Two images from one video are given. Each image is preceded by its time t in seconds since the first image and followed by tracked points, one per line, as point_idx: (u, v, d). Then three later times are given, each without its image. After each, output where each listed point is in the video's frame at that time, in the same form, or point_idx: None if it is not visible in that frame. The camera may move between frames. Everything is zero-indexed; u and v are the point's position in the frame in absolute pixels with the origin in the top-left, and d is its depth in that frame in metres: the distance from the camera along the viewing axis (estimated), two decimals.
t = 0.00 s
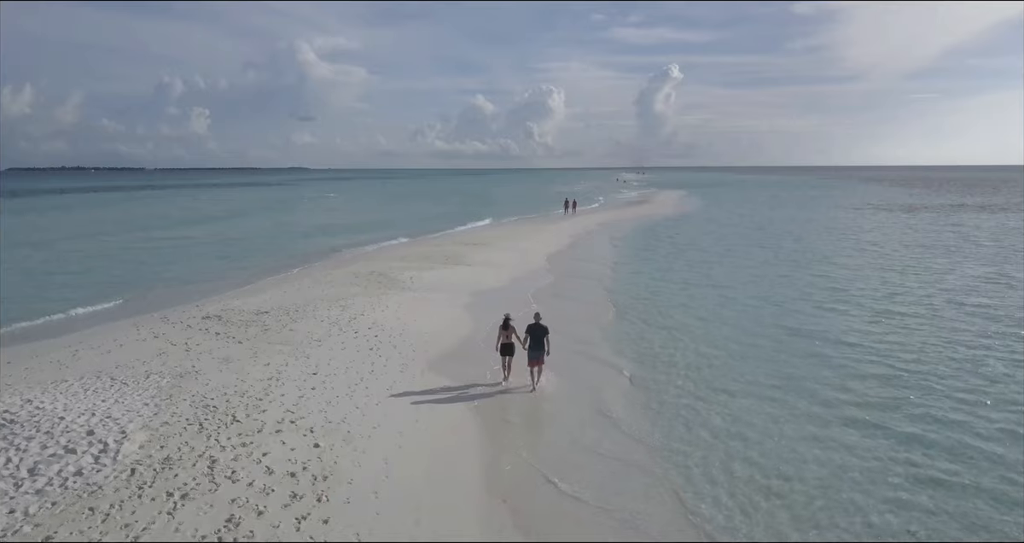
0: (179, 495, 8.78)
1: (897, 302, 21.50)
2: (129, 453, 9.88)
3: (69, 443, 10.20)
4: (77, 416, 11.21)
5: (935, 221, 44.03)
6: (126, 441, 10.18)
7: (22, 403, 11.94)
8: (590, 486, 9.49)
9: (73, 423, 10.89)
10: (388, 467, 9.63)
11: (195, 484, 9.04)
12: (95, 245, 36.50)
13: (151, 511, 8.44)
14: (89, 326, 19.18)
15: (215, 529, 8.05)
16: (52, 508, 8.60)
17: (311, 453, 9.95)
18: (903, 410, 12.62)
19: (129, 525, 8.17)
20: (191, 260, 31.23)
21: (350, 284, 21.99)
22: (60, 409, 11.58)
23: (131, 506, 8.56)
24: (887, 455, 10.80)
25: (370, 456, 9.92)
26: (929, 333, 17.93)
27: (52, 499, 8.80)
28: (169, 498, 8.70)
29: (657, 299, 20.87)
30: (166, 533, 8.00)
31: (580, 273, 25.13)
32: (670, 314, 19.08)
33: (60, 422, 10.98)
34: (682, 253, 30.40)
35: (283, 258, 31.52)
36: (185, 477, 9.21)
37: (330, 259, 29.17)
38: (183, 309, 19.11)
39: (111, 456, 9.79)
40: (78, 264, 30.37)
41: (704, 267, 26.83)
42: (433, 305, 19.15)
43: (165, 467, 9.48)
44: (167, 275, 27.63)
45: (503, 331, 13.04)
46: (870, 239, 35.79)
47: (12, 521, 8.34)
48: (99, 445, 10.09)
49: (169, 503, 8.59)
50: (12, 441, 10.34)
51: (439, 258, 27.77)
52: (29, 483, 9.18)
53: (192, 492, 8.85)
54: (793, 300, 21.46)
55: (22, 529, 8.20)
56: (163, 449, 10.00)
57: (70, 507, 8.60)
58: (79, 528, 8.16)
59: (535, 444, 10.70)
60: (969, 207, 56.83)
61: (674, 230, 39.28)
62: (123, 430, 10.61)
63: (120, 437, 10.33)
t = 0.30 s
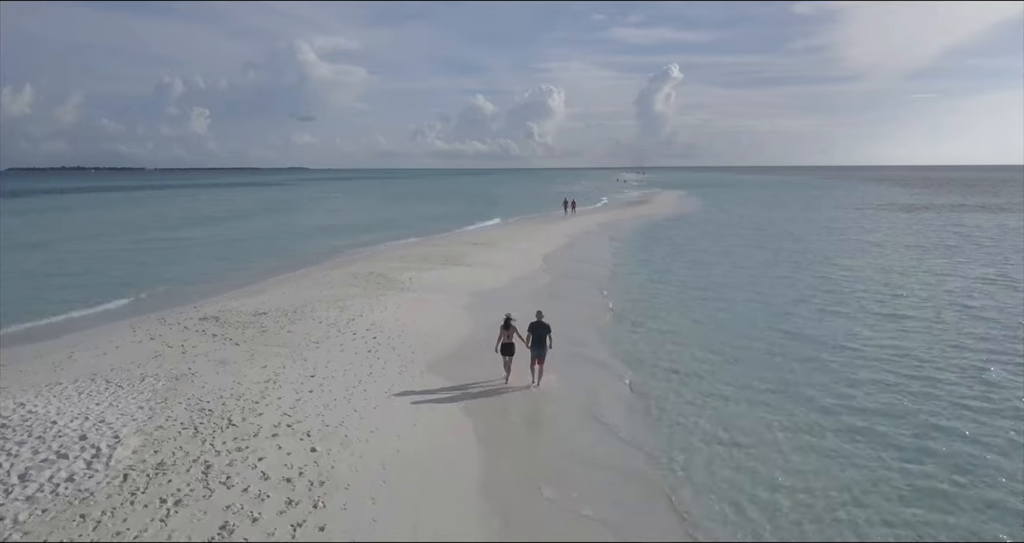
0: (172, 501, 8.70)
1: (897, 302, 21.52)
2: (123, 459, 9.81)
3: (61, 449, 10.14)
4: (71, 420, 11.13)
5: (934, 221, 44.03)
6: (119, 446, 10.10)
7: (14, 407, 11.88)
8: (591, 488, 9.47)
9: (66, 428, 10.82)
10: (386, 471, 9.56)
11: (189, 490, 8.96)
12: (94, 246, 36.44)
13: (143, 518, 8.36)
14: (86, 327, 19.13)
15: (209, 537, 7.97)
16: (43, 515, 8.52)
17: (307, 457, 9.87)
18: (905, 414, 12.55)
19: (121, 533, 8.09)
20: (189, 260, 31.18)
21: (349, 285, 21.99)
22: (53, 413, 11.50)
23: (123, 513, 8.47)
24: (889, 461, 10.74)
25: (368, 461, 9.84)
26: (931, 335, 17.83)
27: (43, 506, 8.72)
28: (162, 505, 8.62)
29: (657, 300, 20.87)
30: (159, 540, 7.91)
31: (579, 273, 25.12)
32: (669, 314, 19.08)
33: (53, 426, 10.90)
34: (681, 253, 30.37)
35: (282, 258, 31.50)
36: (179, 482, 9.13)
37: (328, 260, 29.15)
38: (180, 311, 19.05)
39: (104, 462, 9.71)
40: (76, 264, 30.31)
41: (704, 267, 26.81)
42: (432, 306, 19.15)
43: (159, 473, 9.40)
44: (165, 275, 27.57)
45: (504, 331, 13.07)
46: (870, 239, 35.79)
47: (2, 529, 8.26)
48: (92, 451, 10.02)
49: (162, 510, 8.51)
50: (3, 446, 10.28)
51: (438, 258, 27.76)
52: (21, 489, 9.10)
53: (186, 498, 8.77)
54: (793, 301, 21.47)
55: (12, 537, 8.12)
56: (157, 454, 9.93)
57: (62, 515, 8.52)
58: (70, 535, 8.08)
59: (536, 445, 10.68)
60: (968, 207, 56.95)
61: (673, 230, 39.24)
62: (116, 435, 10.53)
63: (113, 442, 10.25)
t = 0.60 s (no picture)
0: (165, 509, 8.62)
1: (896, 302, 21.54)
2: (116, 465, 9.75)
3: (53, 455, 10.07)
4: (64, 425, 11.07)
5: (935, 222, 44.04)
6: (112, 452, 10.05)
7: (8, 411, 11.82)
8: (591, 488, 9.42)
9: (59, 433, 10.77)
10: (384, 476, 9.49)
11: (183, 497, 8.89)
12: (92, 246, 36.39)
13: (135, 526, 8.28)
14: (84, 329, 19.09)
15: None
16: (33, 523, 8.45)
17: (304, 463, 9.80)
18: (907, 413, 12.52)
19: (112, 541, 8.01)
20: (188, 262, 31.16)
21: (349, 285, 21.98)
22: (46, 417, 11.45)
23: (115, 521, 8.39)
24: (893, 461, 10.64)
25: (365, 466, 9.77)
26: (934, 336, 17.71)
27: (34, 513, 8.66)
28: (155, 513, 8.54)
29: (657, 299, 20.88)
30: None
31: (578, 273, 25.13)
32: (669, 314, 19.08)
33: (46, 432, 10.85)
34: (681, 253, 30.37)
35: (280, 259, 31.39)
36: (172, 489, 9.06)
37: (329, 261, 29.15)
38: (177, 312, 19.00)
39: (96, 468, 9.64)
40: (74, 265, 30.26)
41: (704, 267, 26.81)
42: (432, 307, 19.12)
43: (152, 479, 9.33)
44: (164, 276, 27.53)
45: (505, 331, 13.05)
46: (870, 239, 35.81)
47: None
48: (85, 456, 9.95)
49: (155, 517, 8.44)
50: None
51: (437, 259, 27.75)
52: (12, 496, 9.04)
53: (179, 505, 8.70)
54: (794, 301, 21.48)
55: None
56: (151, 460, 9.87)
57: (53, 522, 8.45)
58: None
59: (537, 446, 10.64)
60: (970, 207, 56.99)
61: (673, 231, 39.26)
62: (110, 440, 10.48)
63: (106, 447, 10.20)
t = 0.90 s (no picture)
0: (157, 519, 8.54)
1: (897, 301, 21.53)
2: (108, 472, 9.67)
3: (44, 462, 10.00)
4: (56, 432, 10.99)
5: (934, 222, 44.07)
6: (104, 460, 9.96)
7: None
8: (591, 493, 9.36)
9: (50, 440, 10.68)
10: (381, 483, 9.41)
11: (175, 506, 8.81)
12: (91, 246, 36.34)
13: (127, 537, 8.20)
14: (81, 331, 19.03)
15: None
16: (23, 533, 8.37)
17: (299, 470, 9.72)
18: (907, 411, 12.50)
19: None
20: (187, 262, 31.12)
21: (348, 286, 21.96)
22: (38, 423, 11.37)
23: (105, 532, 8.30)
24: (900, 463, 10.50)
25: (362, 472, 9.69)
26: (938, 337, 17.54)
27: (24, 522, 8.57)
28: (146, 523, 8.46)
29: (657, 300, 20.85)
30: None
31: (578, 273, 25.11)
32: (669, 315, 19.04)
33: (37, 438, 10.77)
34: (681, 253, 30.36)
35: (279, 260, 31.27)
36: (165, 498, 8.98)
37: (328, 262, 29.16)
38: (173, 315, 18.92)
39: (88, 476, 9.56)
40: (72, 266, 30.20)
41: (704, 267, 26.79)
42: (431, 308, 19.08)
43: (145, 488, 9.25)
44: (163, 277, 27.49)
45: (506, 331, 12.98)
46: (870, 238, 35.82)
47: None
48: (76, 464, 9.88)
49: (146, 528, 8.35)
50: None
51: (436, 259, 27.73)
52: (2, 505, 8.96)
53: (171, 515, 8.61)
54: (794, 300, 21.47)
55: None
56: (143, 468, 9.79)
57: (43, 532, 8.37)
58: None
59: (537, 450, 10.58)
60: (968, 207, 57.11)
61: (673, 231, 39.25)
62: (102, 447, 10.39)
63: (98, 454, 10.12)
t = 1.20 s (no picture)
0: (149, 527, 8.47)
1: (896, 302, 21.52)
2: (100, 479, 9.61)
3: (35, 469, 9.94)
4: (48, 437, 10.93)
5: (934, 222, 44.09)
6: (97, 466, 9.90)
7: None
8: (590, 498, 9.30)
9: (42, 446, 10.62)
10: (378, 489, 9.34)
11: (168, 514, 8.74)
12: (90, 247, 36.33)
13: None
14: (79, 333, 18.98)
15: None
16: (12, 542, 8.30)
17: (295, 476, 9.66)
18: (907, 414, 12.49)
19: None
20: (186, 263, 31.09)
21: (348, 287, 21.96)
22: (30, 429, 11.30)
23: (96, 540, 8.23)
24: (905, 470, 10.39)
25: (359, 479, 9.63)
26: (941, 340, 17.41)
27: (13, 531, 8.51)
28: (137, 531, 8.39)
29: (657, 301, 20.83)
30: None
31: (577, 274, 25.10)
32: (669, 316, 19.02)
33: (29, 444, 10.70)
34: (680, 254, 30.35)
35: (278, 261, 31.25)
36: (157, 506, 8.92)
37: (327, 262, 29.18)
38: (171, 316, 18.87)
39: (79, 483, 9.50)
40: (71, 267, 30.18)
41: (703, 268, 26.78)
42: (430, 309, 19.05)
43: (137, 495, 9.19)
44: (161, 278, 27.47)
45: (508, 331, 12.93)
46: (869, 239, 35.83)
47: None
48: (67, 471, 9.82)
49: (137, 536, 8.29)
50: None
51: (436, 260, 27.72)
52: None
53: (164, 523, 8.55)
54: (794, 301, 21.46)
55: None
56: (136, 475, 9.72)
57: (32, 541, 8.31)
58: None
59: (536, 454, 10.52)
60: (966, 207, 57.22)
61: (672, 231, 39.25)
62: (94, 453, 10.33)
63: (90, 461, 10.06)
